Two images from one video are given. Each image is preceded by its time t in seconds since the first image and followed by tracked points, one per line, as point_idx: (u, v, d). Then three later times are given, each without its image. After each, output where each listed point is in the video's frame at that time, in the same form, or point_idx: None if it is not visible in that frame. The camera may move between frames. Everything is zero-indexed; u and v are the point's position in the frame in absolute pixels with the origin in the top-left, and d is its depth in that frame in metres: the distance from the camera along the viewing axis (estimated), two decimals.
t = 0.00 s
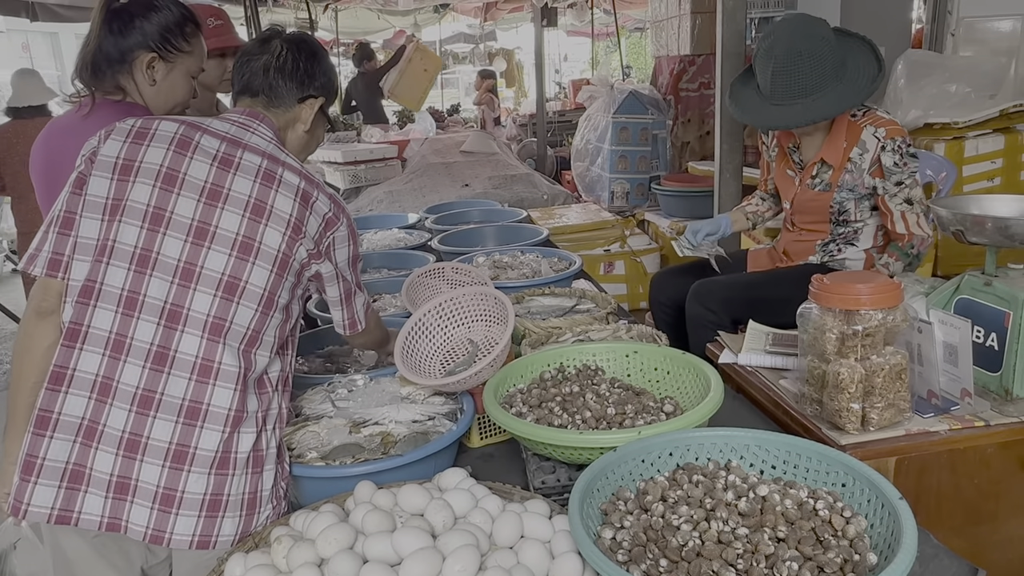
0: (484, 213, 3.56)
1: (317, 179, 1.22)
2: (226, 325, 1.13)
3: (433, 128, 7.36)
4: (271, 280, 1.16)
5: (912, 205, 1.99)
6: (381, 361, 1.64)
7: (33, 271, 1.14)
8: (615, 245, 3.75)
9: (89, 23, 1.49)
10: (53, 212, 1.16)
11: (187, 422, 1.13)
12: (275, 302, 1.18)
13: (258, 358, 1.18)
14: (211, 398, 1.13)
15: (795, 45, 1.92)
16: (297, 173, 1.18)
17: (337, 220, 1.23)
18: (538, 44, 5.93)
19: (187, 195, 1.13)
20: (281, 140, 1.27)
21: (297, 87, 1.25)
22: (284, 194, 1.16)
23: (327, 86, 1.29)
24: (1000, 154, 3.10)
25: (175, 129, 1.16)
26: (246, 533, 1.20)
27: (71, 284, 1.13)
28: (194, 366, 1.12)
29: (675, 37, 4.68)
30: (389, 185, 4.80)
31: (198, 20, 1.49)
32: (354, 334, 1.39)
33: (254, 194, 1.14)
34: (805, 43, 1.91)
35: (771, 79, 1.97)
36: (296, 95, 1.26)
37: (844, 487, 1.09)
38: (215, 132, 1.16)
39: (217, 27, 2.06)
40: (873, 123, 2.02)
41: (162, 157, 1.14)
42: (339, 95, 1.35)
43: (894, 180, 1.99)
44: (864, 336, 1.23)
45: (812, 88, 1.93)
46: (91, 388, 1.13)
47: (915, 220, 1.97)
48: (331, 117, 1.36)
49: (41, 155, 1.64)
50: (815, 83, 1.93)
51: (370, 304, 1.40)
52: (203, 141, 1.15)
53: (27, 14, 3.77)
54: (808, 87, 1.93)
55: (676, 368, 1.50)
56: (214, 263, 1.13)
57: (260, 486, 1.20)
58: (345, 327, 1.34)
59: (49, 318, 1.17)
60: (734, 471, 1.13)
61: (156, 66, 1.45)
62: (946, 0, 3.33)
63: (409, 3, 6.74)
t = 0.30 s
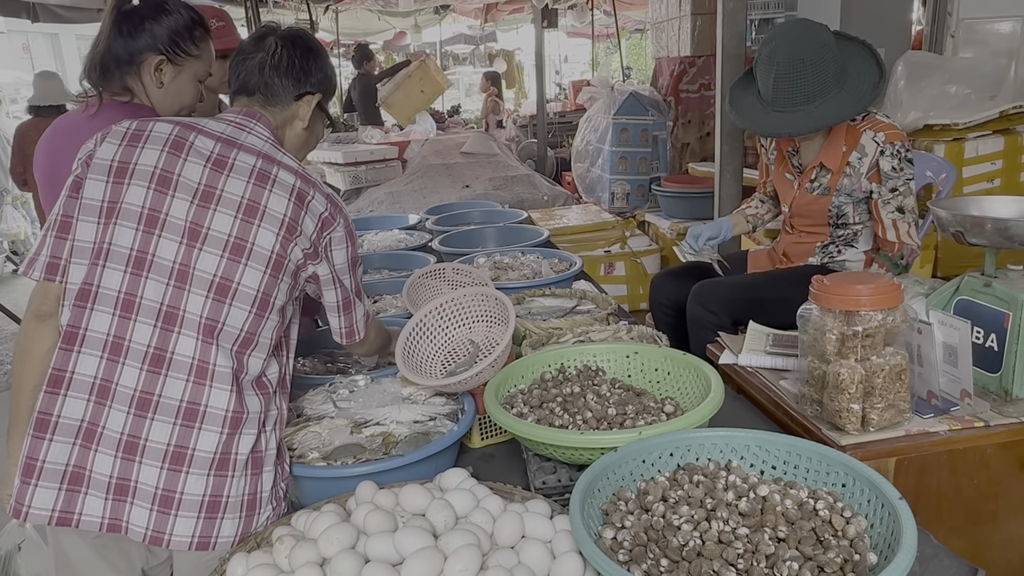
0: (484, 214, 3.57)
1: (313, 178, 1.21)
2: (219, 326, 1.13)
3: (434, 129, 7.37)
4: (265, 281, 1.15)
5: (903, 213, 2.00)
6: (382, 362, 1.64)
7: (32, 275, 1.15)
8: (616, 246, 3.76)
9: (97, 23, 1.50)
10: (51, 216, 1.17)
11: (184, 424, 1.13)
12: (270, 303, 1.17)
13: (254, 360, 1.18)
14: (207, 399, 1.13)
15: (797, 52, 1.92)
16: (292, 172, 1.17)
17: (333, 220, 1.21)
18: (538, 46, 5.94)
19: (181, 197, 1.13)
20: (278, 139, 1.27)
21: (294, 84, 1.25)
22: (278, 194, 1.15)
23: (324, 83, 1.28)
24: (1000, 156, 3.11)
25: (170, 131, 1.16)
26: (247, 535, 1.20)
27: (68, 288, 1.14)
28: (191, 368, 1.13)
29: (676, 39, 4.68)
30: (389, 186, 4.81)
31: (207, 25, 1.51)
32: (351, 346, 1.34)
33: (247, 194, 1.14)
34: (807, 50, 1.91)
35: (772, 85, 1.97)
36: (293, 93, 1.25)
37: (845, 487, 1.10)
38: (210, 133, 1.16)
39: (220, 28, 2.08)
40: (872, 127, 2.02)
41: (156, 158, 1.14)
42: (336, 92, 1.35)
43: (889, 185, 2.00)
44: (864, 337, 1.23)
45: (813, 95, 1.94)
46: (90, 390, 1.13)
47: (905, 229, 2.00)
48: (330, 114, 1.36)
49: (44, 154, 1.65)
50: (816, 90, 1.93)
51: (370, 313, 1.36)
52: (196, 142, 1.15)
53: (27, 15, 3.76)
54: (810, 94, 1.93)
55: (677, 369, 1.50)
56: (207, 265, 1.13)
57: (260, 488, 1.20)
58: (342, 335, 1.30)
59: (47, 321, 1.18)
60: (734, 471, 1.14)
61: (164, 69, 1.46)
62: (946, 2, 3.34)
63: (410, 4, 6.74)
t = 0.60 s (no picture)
0: (484, 215, 3.57)
1: (312, 178, 1.21)
2: (217, 327, 1.14)
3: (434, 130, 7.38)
4: (263, 282, 1.15)
5: (896, 219, 2.00)
6: (383, 362, 1.65)
7: (33, 277, 1.15)
8: (616, 247, 3.77)
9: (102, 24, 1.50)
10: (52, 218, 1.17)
11: (184, 424, 1.14)
12: (269, 304, 1.17)
13: (252, 361, 1.18)
14: (207, 400, 1.14)
15: (806, 51, 1.91)
16: (291, 173, 1.17)
17: (331, 220, 1.20)
18: (539, 47, 5.94)
19: (179, 198, 1.13)
20: (277, 138, 1.27)
21: (292, 83, 1.25)
22: (276, 194, 1.15)
23: (323, 81, 1.29)
24: (999, 158, 3.12)
25: (168, 131, 1.17)
26: (247, 535, 1.20)
27: (68, 289, 1.14)
28: (190, 368, 1.13)
29: (676, 40, 4.69)
30: (390, 187, 4.81)
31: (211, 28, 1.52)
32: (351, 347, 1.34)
33: (245, 195, 1.14)
34: (815, 50, 1.91)
35: (780, 85, 1.96)
36: (291, 92, 1.26)
37: (844, 487, 1.10)
38: (209, 133, 1.17)
39: (221, 30, 2.08)
40: (875, 129, 2.02)
41: (155, 159, 1.14)
42: (335, 89, 1.35)
43: (887, 188, 2.00)
44: (863, 337, 1.24)
45: (821, 95, 1.94)
46: (90, 391, 1.14)
47: (895, 235, 2.00)
48: (329, 111, 1.36)
49: (47, 153, 1.65)
50: (823, 90, 1.94)
51: (370, 318, 1.35)
52: (195, 142, 1.15)
53: (29, 16, 3.76)
54: (817, 94, 1.94)
55: (677, 369, 1.51)
56: (205, 266, 1.13)
57: (260, 488, 1.20)
58: (342, 341, 1.29)
59: (47, 323, 1.18)
60: (734, 471, 1.14)
61: (171, 72, 1.46)
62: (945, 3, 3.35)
63: (410, 5, 6.75)
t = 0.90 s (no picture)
0: (484, 215, 3.57)
1: (307, 172, 1.19)
2: (211, 324, 1.13)
3: (434, 130, 7.38)
4: (256, 279, 1.14)
5: (904, 217, 1.99)
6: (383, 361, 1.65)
7: (33, 278, 1.18)
8: (616, 247, 3.78)
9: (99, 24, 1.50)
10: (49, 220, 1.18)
11: (181, 422, 1.14)
12: (263, 301, 1.16)
13: (249, 358, 1.17)
14: (203, 397, 1.14)
15: (808, 52, 1.91)
16: (284, 167, 1.16)
17: (327, 215, 1.18)
18: (540, 47, 5.94)
19: (172, 196, 1.13)
20: (273, 134, 1.27)
21: (286, 78, 1.24)
22: (268, 189, 1.14)
23: (318, 75, 1.27)
24: (999, 158, 3.13)
25: (160, 130, 1.17)
26: (248, 534, 1.20)
27: (65, 290, 1.15)
28: (186, 366, 1.13)
29: (676, 39, 4.70)
30: (390, 186, 4.82)
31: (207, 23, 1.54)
32: (350, 355, 1.31)
33: (236, 191, 1.13)
34: (817, 51, 1.91)
35: (783, 86, 1.96)
36: (286, 86, 1.24)
37: (843, 486, 1.10)
38: (201, 131, 1.17)
39: (219, 28, 2.08)
40: (879, 128, 2.03)
41: (147, 158, 1.15)
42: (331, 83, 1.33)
43: (893, 186, 2.00)
44: (863, 336, 1.24)
45: (824, 96, 1.94)
46: (88, 391, 1.14)
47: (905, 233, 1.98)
48: (325, 106, 1.35)
49: (47, 151, 1.66)
50: (826, 91, 1.93)
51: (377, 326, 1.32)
52: (187, 140, 1.15)
53: (30, 15, 3.77)
54: (819, 95, 1.94)
55: (676, 368, 1.51)
56: (197, 263, 1.13)
57: (260, 486, 1.20)
58: (342, 344, 1.27)
59: (46, 324, 1.21)
60: (733, 469, 1.14)
61: (171, 69, 1.48)
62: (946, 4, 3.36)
63: (410, 4, 6.76)
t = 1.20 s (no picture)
0: (484, 214, 3.57)
1: (305, 173, 1.19)
2: (206, 325, 1.13)
3: (434, 129, 7.38)
4: (252, 279, 1.14)
5: (882, 223, 1.97)
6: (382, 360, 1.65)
7: (30, 277, 1.19)
8: (615, 247, 3.78)
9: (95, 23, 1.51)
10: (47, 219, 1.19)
11: (177, 422, 1.14)
12: (259, 301, 1.15)
13: (244, 358, 1.17)
14: (199, 398, 1.14)
15: (804, 54, 1.91)
16: (281, 167, 1.16)
17: (324, 215, 1.18)
18: (540, 47, 5.95)
19: (168, 195, 1.13)
20: (273, 133, 1.26)
21: (288, 76, 1.24)
22: (264, 189, 1.13)
23: (320, 74, 1.27)
24: (998, 158, 3.13)
25: (158, 129, 1.17)
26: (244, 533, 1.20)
27: (61, 289, 1.16)
28: (182, 366, 1.13)
29: (676, 39, 4.70)
30: (390, 186, 4.82)
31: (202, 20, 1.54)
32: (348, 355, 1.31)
33: (232, 191, 1.13)
34: (813, 53, 1.90)
35: (778, 87, 1.96)
36: (287, 84, 1.25)
37: (841, 485, 1.11)
38: (198, 130, 1.17)
39: (217, 27, 2.08)
40: (873, 132, 2.03)
41: (143, 157, 1.15)
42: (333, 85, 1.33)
43: (877, 191, 2.00)
44: (861, 336, 1.24)
45: (819, 97, 1.94)
46: (84, 390, 1.15)
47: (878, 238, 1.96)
48: (325, 106, 1.34)
49: (46, 150, 1.64)
50: (821, 93, 1.94)
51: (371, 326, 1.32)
52: (184, 139, 1.16)
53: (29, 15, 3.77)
54: (814, 96, 1.94)
55: (675, 368, 1.51)
56: (192, 263, 1.13)
57: (256, 486, 1.20)
58: (340, 345, 1.27)
59: (44, 322, 1.22)
60: (732, 468, 1.15)
61: (164, 68, 1.49)
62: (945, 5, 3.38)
63: (410, 4, 6.76)
